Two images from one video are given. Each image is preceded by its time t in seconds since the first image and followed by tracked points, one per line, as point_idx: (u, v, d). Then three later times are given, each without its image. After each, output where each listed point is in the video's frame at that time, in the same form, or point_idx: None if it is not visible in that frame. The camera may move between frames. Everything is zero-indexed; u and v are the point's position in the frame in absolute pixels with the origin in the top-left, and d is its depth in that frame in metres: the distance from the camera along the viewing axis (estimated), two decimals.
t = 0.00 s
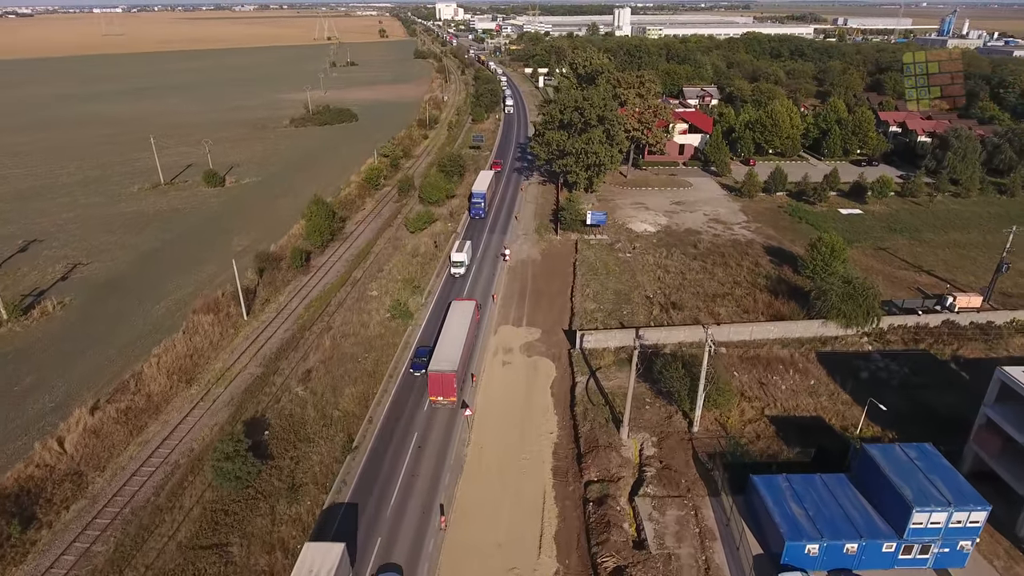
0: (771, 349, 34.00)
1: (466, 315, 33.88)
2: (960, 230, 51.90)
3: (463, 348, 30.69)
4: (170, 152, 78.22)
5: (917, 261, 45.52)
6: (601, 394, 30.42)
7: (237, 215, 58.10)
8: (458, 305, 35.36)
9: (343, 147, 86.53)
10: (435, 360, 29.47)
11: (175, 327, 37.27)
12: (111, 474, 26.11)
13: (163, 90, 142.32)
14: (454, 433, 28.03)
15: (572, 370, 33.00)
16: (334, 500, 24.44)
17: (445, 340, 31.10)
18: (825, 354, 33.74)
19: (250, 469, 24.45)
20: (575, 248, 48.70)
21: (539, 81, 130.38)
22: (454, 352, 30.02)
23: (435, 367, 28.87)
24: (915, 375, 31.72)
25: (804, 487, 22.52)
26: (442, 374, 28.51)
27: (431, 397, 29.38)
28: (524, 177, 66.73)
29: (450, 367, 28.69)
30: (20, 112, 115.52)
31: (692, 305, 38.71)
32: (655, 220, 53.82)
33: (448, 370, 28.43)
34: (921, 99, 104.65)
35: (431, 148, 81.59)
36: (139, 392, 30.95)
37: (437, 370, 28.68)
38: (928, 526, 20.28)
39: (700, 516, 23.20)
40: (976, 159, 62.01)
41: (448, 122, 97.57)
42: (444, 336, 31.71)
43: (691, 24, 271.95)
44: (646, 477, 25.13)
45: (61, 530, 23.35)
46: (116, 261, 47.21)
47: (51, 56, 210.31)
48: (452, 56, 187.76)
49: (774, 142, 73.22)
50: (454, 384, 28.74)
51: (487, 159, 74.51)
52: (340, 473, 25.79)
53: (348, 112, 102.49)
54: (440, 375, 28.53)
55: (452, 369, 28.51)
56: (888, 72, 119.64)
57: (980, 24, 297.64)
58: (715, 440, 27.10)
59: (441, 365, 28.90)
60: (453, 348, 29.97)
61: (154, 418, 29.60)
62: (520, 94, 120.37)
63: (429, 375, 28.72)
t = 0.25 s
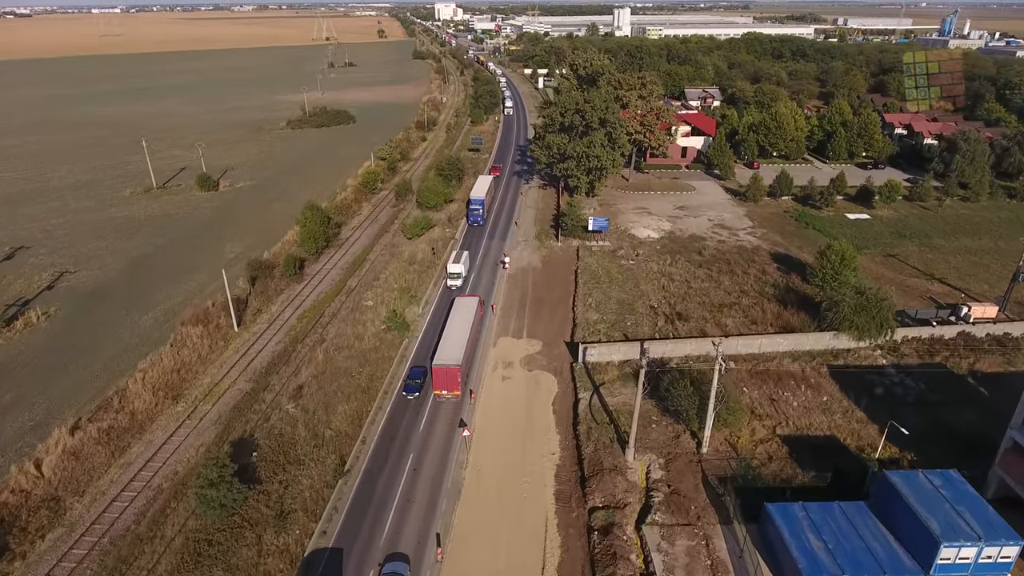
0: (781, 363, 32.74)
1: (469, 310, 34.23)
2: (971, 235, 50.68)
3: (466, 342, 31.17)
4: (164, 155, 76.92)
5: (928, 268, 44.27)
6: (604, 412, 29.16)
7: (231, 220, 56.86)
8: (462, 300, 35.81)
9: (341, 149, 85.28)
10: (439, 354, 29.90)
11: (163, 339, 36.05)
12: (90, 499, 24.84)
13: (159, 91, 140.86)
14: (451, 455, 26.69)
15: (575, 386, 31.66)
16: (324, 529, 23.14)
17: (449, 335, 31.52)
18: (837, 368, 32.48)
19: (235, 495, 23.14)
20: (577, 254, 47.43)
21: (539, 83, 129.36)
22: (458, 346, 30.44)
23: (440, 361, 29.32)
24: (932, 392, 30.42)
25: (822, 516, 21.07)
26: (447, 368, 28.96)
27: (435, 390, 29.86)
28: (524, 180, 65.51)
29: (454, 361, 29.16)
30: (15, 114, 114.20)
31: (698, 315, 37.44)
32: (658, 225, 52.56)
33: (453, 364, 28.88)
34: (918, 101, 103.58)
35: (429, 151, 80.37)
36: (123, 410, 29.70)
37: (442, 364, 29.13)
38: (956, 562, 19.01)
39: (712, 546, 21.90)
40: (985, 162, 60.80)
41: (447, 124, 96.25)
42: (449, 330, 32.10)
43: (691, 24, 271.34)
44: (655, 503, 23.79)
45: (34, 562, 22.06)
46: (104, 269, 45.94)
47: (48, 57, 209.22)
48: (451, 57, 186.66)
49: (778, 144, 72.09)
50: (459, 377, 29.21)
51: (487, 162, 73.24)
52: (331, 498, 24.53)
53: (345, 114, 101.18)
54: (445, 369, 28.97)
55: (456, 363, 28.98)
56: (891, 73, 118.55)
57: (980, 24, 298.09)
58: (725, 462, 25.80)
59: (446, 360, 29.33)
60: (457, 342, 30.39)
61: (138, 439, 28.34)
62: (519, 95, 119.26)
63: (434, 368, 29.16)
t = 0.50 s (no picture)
0: (790, 377, 31.53)
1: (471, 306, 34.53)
2: (978, 240, 49.55)
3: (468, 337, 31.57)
4: (154, 158, 75.40)
5: (937, 275, 43.12)
6: (607, 430, 27.91)
7: (222, 226, 55.46)
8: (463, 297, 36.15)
9: (335, 152, 83.87)
10: (442, 349, 30.32)
11: (148, 353, 34.72)
12: (64, 529, 23.45)
13: (152, 93, 138.95)
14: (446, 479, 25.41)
15: (576, 403, 30.33)
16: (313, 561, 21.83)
17: (452, 330, 31.91)
18: (848, 383, 31.25)
19: (218, 525, 21.78)
20: (577, 261, 46.15)
21: (536, 84, 128.10)
22: (460, 341, 30.84)
23: (442, 355, 29.75)
24: (948, 409, 29.17)
25: (840, 549, 19.80)
26: (450, 363, 29.39)
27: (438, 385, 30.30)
28: (522, 184, 64.25)
29: (456, 355, 29.57)
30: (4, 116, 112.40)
31: (702, 326, 36.17)
32: (659, 231, 51.33)
33: (455, 358, 29.29)
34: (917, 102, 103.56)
35: (425, 153, 79.04)
36: (103, 430, 28.36)
37: (445, 359, 29.56)
38: None
39: None
40: (991, 165, 59.69)
41: (443, 126, 94.87)
42: (451, 324, 32.48)
43: (688, 24, 270.26)
44: (662, 533, 22.46)
45: None
46: (90, 278, 44.55)
47: (40, 58, 207.11)
48: (448, 57, 185.25)
49: (780, 147, 70.97)
50: (461, 371, 29.66)
51: (484, 165, 71.93)
52: (320, 525, 23.27)
53: (340, 115, 99.73)
54: (448, 363, 29.39)
55: (458, 358, 29.38)
56: (892, 73, 117.56)
57: (976, 23, 298.50)
58: (735, 486, 24.51)
59: (448, 355, 29.73)
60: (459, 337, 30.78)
61: (118, 461, 27.00)
62: (516, 96, 117.97)
63: (437, 363, 29.60)
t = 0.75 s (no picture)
0: (801, 393, 30.25)
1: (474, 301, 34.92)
2: (989, 246, 48.37)
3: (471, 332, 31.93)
4: (146, 162, 73.91)
5: (949, 283, 41.92)
6: (611, 451, 26.65)
7: (213, 233, 54.07)
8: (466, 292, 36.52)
9: (331, 154, 82.46)
10: (446, 344, 30.68)
11: (132, 368, 33.36)
12: (36, 563, 22.07)
13: (146, 94, 137.28)
14: (443, 505, 24.17)
15: (578, 422, 29.04)
16: None
17: (455, 325, 32.27)
18: (861, 399, 29.98)
19: (199, 559, 20.37)
20: (578, 269, 44.88)
21: (535, 84, 126.84)
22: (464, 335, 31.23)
23: (446, 350, 30.13)
24: (966, 427, 27.99)
25: None
26: (453, 357, 29.76)
27: (442, 379, 30.68)
28: (521, 188, 62.96)
29: (460, 350, 29.95)
30: None
31: (708, 338, 34.92)
32: (662, 237, 50.03)
33: (458, 353, 29.68)
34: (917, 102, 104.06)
35: (422, 156, 77.68)
36: (82, 453, 27.00)
37: (449, 353, 29.90)
38: None
39: None
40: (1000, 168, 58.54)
41: (441, 128, 93.46)
42: (455, 320, 32.84)
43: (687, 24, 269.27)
44: (672, 565, 21.14)
45: None
46: (75, 288, 43.13)
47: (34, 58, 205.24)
48: (446, 58, 183.93)
49: (783, 149, 69.77)
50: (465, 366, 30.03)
51: (482, 168, 70.61)
52: (309, 556, 21.98)
53: (336, 117, 98.32)
54: (451, 357, 29.76)
55: (462, 352, 29.76)
56: (893, 74, 116.64)
57: (975, 23, 298.98)
58: (747, 513, 23.21)
59: (452, 349, 30.09)
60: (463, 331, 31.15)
61: (97, 485, 25.64)
62: (515, 97, 116.72)
63: (441, 357, 29.96)
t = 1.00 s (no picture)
0: (812, 410, 28.96)
1: (476, 298, 35.56)
2: (1000, 252, 47.21)
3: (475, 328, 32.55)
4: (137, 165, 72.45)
5: (961, 292, 40.73)
6: (616, 474, 25.38)
7: (204, 239, 52.69)
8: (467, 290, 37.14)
9: (326, 157, 81.08)
10: (450, 339, 31.28)
11: (115, 384, 32.04)
12: None
13: (140, 95, 135.62)
14: (439, 534, 22.92)
15: (580, 442, 27.75)
16: None
17: (458, 321, 32.88)
18: (875, 417, 28.72)
19: None
20: (579, 277, 43.63)
21: (533, 85, 125.71)
22: (467, 331, 31.87)
23: (450, 345, 30.73)
24: (987, 447, 26.73)
25: None
26: (457, 352, 30.38)
27: (445, 373, 31.24)
28: (520, 192, 61.69)
29: (464, 345, 30.58)
30: None
31: (714, 350, 33.71)
32: (665, 243, 48.80)
33: (463, 347, 30.31)
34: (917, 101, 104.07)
35: (419, 158, 76.40)
36: (59, 477, 25.67)
37: (453, 348, 30.54)
38: None
39: None
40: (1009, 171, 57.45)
41: (438, 130, 92.17)
42: (457, 317, 33.43)
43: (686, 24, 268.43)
44: None
45: None
46: (59, 298, 41.74)
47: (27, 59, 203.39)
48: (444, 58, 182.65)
49: (786, 152, 68.60)
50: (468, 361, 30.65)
51: (480, 171, 69.33)
52: None
53: (332, 118, 96.97)
54: (455, 352, 30.38)
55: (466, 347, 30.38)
56: (895, 75, 115.77)
57: (973, 23, 299.76)
58: (760, 543, 21.93)
59: (455, 344, 30.72)
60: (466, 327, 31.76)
61: (73, 512, 24.29)
62: (514, 98, 115.60)
63: (445, 352, 30.58)
